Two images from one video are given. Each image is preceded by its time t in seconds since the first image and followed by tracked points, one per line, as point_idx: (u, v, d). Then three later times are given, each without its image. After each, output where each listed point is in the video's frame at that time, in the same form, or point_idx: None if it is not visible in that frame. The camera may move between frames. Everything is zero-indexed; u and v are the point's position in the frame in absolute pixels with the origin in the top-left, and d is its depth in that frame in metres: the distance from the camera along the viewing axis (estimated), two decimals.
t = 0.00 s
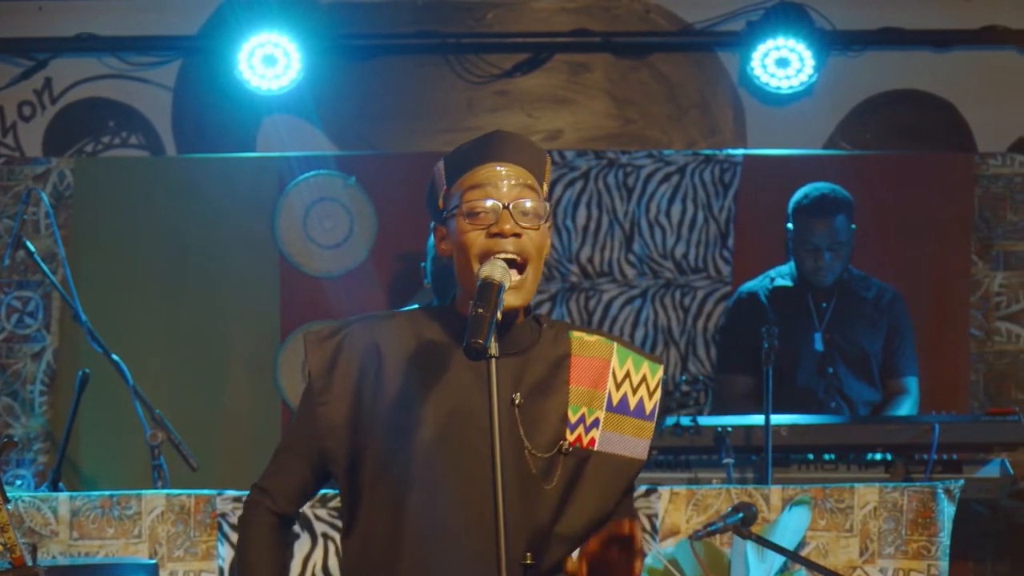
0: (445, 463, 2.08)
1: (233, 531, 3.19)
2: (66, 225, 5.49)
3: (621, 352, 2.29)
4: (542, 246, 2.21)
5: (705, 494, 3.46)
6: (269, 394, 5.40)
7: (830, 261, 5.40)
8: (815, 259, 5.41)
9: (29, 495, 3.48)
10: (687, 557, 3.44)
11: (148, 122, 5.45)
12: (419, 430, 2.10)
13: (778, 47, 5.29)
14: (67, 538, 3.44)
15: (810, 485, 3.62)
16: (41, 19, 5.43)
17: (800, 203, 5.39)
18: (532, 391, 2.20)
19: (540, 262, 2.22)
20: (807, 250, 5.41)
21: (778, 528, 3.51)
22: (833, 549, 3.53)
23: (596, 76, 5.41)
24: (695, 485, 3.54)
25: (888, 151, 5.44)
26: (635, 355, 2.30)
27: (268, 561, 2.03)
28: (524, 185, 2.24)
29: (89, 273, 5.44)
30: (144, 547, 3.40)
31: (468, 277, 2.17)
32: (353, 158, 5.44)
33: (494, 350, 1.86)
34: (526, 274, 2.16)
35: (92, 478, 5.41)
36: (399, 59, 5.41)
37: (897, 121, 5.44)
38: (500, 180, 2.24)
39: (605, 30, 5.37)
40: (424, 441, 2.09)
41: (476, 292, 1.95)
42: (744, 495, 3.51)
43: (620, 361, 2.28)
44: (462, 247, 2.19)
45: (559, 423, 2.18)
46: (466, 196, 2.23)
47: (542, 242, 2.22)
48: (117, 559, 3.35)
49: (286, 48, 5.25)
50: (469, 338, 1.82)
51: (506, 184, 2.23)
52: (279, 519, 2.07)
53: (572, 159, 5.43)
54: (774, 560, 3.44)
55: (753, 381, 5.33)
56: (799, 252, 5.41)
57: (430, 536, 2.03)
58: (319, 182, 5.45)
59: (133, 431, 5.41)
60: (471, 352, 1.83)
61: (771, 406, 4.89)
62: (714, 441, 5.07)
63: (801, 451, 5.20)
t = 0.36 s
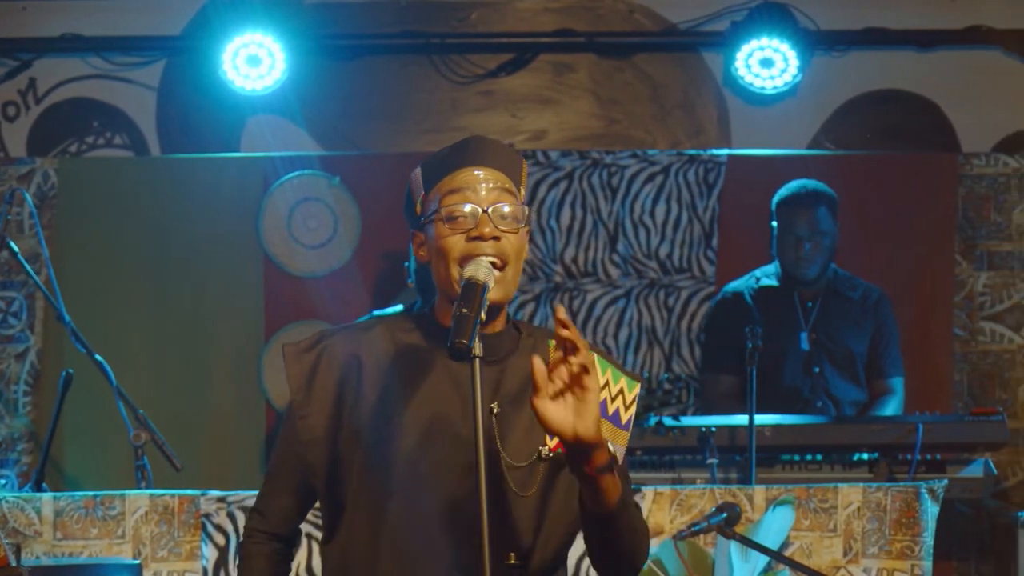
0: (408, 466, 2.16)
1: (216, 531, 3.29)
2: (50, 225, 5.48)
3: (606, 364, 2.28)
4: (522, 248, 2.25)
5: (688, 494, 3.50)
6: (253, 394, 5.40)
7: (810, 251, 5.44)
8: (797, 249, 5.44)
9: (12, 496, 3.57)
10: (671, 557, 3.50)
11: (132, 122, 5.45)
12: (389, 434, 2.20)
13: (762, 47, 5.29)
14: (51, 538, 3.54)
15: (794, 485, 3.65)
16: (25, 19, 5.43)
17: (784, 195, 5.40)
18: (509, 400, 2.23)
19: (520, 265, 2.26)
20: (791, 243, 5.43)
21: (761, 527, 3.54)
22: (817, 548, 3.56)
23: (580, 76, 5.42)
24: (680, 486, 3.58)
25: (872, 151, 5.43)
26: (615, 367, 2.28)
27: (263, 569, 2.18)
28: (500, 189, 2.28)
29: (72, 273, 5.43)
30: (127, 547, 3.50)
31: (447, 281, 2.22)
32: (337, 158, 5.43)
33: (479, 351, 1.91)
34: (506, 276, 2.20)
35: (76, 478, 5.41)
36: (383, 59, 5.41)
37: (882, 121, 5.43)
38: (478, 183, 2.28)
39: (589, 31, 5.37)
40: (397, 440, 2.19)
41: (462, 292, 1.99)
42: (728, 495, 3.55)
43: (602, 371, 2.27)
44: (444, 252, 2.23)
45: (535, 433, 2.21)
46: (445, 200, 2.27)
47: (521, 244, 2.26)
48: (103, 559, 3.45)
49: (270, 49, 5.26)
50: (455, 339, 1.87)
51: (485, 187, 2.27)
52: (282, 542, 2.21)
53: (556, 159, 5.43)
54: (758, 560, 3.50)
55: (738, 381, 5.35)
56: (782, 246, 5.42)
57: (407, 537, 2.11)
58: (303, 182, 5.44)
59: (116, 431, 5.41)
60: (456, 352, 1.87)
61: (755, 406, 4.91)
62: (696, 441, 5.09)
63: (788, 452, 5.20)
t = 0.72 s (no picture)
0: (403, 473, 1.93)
1: (194, 532, 3.31)
2: (28, 225, 5.44)
3: (599, 346, 2.02)
4: (507, 245, 2.00)
5: (666, 495, 3.50)
6: (231, 394, 5.41)
7: (788, 258, 5.43)
8: (775, 256, 5.43)
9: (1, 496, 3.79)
10: (648, 557, 3.44)
11: (110, 123, 5.47)
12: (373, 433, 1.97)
13: (740, 47, 5.30)
14: (29, 539, 3.47)
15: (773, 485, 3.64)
16: (4, 20, 5.44)
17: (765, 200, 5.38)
18: (499, 395, 1.98)
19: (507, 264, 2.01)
20: (769, 249, 5.42)
21: (739, 528, 3.53)
22: (795, 548, 3.55)
23: (558, 77, 5.43)
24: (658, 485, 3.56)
25: (849, 151, 5.43)
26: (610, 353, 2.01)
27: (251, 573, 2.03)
28: (483, 185, 2.03)
29: (51, 273, 5.41)
30: (105, 548, 3.46)
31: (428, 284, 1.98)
32: (316, 158, 5.43)
33: (457, 351, 1.75)
34: (490, 277, 1.96)
35: (53, 479, 5.41)
36: (361, 59, 5.43)
37: (861, 122, 5.46)
38: (459, 180, 2.04)
39: (567, 31, 5.39)
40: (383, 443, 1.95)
41: (438, 294, 1.82)
42: (706, 495, 3.52)
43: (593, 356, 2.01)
44: (424, 252, 2.00)
45: (526, 423, 1.97)
46: (425, 200, 2.04)
47: (507, 242, 2.01)
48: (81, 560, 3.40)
49: (249, 49, 5.27)
50: (432, 340, 1.70)
51: (466, 184, 2.03)
52: (305, 545, 2.05)
53: (534, 159, 5.40)
54: (736, 560, 3.44)
55: (717, 380, 5.33)
56: (761, 250, 5.42)
57: (383, 552, 1.89)
58: (281, 183, 5.43)
59: (94, 431, 5.41)
60: (433, 354, 1.71)
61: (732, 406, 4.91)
62: (675, 442, 5.10)
63: (767, 452, 5.20)
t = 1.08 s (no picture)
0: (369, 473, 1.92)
1: (169, 531, 3.29)
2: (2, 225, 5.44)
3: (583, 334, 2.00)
4: (489, 247, 1.97)
5: (641, 494, 3.55)
6: (205, 394, 5.40)
7: (762, 248, 5.42)
8: (749, 246, 5.42)
9: None
10: (624, 557, 3.51)
11: (85, 123, 5.48)
12: (342, 431, 1.96)
13: (714, 48, 5.31)
14: (4, 540, 3.50)
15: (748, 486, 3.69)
16: None
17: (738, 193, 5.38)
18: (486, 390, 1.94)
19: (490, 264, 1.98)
20: (743, 241, 5.41)
21: (713, 528, 3.58)
22: (769, 548, 3.60)
23: (533, 77, 5.43)
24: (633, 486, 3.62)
25: (823, 151, 5.43)
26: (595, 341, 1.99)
27: None
28: (467, 186, 1.99)
29: (25, 273, 5.40)
30: (80, 548, 3.46)
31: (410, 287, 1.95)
32: (290, 159, 5.44)
33: (430, 351, 1.73)
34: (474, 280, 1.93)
35: (28, 480, 5.41)
36: (336, 60, 5.44)
37: (834, 121, 5.46)
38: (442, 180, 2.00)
39: (542, 31, 5.39)
40: (354, 439, 1.94)
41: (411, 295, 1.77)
42: (681, 496, 3.56)
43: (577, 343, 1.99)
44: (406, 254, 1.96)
45: (514, 419, 1.92)
46: (407, 201, 2.00)
47: (490, 243, 1.98)
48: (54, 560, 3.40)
49: (223, 49, 5.28)
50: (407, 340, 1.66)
51: (449, 185, 1.98)
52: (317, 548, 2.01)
53: (509, 160, 5.40)
54: (710, 560, 3.52)
55: (690, 379, 5.33)
56: (734, 245, 5.41)
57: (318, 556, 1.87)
58: (256, 183, 5.43)
59: (69, 432, 5.41)
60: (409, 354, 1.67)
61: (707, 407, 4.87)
62: (649, 441, 5.08)
63: (745, 451, 5.15)
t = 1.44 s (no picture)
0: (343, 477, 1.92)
1: (146, 532, 3.29)
2: None
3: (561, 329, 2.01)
4: (472, 249, 1.97)
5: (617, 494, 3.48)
6: (182, 395, 5.39)
7: (735, 237, 5.40)
8: (720, 232, 5.41)
9: None
10: (601, 557, 3.46)
11: (61, 123, 5.51)
12: (325, 437, 1.98)
13: (691, 48, 5.31)
14: None
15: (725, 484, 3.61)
16: None
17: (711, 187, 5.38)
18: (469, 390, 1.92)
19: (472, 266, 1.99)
20: (713, 229, 5.40)
21: (690, 528, 3.51)
22: (746, 548, 3.53)
23: (509, 77, 5.44)
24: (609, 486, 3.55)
25: (800, 151, 5.43)
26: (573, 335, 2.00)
27: None
28: (452, 188, 1.98)
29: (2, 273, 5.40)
30: (56, 549, 3.40)
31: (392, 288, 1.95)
32: (267, 159, 5.44)
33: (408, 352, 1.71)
34: (457, 281, 1.94)
35: (5, 480, 5.40)
36: (314, 60, 5.45)
37: (810, 121, 5.47)
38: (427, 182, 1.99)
39: (518, 31, 5.40)
40: (338, 443, 1.94)
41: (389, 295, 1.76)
42: (657, 496, 3.51)
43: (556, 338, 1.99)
44: (389, 255, 1.96)
45: (495, 418, 1.91)
46: (392, 202, 2.00)
47: (473, 246, 1.98)
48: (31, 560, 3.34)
49: (200, 49, 5.29)
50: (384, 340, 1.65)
51: (434, 187, 1.97)
52: (311, 553, 2.02)
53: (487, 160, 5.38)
54: (688, 560, 3.49)
55: (666, 378, 5.32)
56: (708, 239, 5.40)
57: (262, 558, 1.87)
58: (233, 183, 5.42)
59: (46, 433, 5.41)
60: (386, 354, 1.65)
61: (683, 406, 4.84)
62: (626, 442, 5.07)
63: (720, 451, 5.11)
